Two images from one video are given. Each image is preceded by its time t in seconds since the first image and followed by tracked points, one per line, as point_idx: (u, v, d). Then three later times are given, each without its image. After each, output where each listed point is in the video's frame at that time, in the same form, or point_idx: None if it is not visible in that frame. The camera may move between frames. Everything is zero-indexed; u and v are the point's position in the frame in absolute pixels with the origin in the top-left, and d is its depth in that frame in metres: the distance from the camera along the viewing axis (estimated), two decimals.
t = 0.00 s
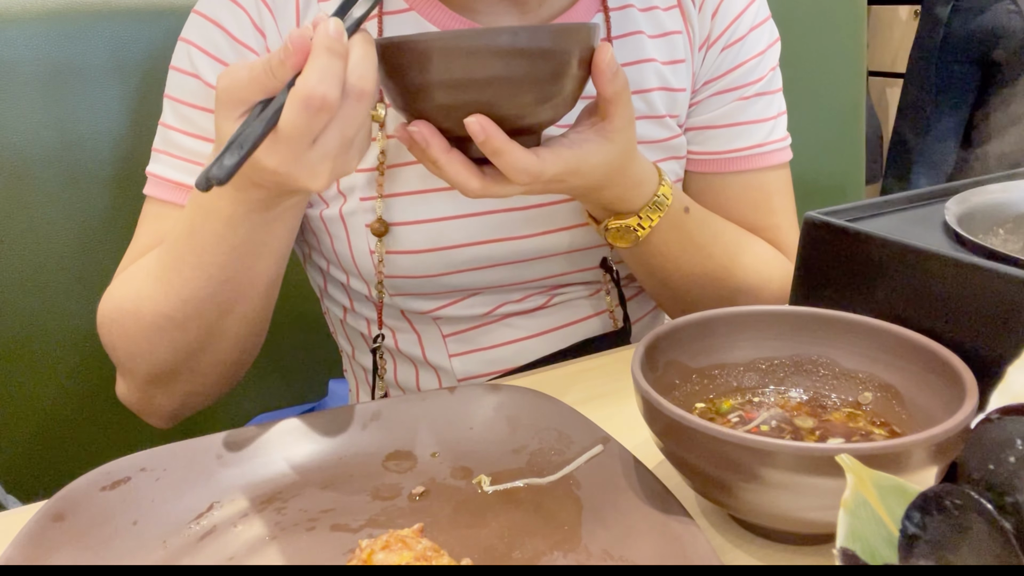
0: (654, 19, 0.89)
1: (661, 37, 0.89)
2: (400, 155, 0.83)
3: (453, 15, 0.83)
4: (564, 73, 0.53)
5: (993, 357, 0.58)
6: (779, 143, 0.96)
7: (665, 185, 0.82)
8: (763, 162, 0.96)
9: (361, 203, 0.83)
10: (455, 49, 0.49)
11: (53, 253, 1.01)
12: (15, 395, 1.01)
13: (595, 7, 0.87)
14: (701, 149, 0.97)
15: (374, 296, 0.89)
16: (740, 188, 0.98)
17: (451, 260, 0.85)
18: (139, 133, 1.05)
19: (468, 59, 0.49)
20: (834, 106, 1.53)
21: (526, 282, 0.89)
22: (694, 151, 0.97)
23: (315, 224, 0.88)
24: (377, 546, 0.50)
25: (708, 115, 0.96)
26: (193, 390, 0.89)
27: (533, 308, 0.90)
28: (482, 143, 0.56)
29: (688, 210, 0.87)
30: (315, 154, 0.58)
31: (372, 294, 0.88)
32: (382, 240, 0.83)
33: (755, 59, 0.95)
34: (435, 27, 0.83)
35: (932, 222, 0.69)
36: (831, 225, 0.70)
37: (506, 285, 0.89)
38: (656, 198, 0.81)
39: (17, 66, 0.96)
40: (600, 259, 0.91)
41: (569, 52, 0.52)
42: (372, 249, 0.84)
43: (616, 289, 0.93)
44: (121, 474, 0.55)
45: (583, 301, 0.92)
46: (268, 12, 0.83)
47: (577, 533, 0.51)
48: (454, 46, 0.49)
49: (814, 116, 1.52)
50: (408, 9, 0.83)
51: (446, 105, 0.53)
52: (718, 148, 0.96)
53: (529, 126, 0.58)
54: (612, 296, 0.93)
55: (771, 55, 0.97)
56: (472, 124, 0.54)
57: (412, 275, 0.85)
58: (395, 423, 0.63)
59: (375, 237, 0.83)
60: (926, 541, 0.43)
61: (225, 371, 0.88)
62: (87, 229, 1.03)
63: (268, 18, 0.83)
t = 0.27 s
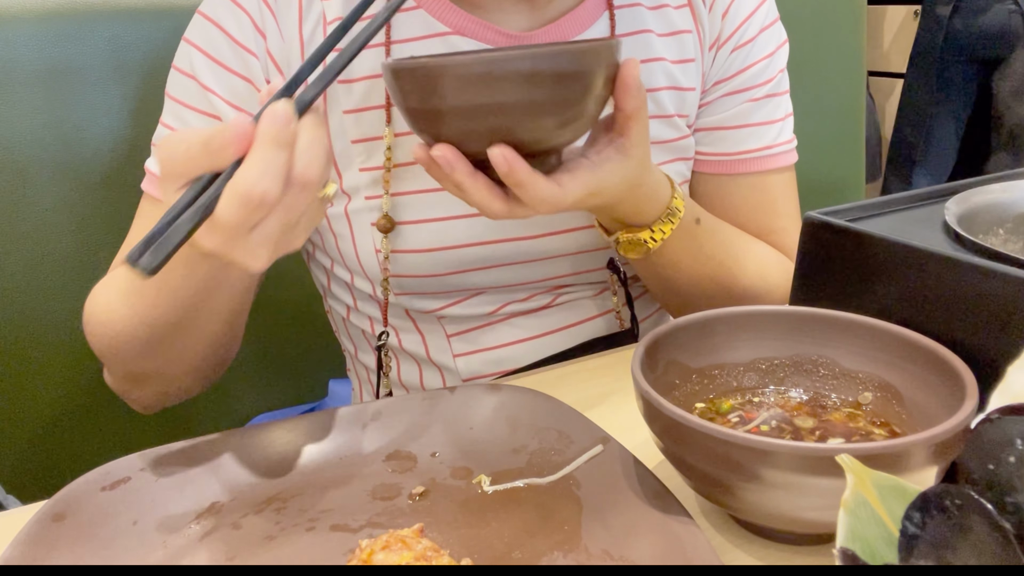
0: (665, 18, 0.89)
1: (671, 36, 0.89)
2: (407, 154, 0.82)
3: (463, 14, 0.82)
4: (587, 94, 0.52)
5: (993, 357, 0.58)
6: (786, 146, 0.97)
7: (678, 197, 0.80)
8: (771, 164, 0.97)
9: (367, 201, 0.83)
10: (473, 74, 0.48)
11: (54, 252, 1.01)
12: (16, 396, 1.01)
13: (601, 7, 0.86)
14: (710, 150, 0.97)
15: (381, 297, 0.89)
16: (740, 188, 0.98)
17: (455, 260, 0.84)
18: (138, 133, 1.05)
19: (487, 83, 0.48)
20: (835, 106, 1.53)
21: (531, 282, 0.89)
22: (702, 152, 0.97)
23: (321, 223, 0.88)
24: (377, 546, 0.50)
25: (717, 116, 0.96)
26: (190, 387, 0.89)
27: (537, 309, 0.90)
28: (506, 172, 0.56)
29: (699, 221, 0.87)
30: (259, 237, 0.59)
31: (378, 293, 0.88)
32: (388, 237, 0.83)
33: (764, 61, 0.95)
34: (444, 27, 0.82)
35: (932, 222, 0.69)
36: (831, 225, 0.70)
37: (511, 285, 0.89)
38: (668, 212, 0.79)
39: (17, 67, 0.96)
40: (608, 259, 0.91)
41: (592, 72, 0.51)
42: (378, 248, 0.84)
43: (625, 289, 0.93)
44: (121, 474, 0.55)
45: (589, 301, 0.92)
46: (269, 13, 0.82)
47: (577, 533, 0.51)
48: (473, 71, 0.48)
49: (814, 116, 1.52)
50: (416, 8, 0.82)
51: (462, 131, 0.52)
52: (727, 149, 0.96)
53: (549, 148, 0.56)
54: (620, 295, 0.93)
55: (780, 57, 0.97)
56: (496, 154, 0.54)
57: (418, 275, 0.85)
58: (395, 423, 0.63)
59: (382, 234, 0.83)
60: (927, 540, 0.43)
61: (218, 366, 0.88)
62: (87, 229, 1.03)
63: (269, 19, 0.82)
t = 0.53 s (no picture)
0: (671, 17, 0.89)
1: (676, 36, 0.89)
2: (407, 153, 0.82)
3: (467, 13, 0.82)
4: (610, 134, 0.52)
5: (994, 357, 0.58)
6: (791, 149, 0.98)
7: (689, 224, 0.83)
8: (776, 167, 0.98)
9: (366, 200, 0.83)
10: (495, 119, 0.49)
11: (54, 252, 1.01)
12: (16, 395, 1.01)
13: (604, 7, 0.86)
14: (717, 153, 0.97)
15: (382, 296, 0.89)
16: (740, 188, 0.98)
17: (456, 260, 0.84)
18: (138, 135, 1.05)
19: (511, 127, 0.49)
20: (835, 105, 1.53)
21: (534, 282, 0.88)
22: (710, 156, 0.97)
23: (321, 221, 0.89)
24: (377, 546, 0.50)
25: (724, 120, 0.96)
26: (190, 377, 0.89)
27: (539, 308, 0.90)
28: (539, 224, 0.56)
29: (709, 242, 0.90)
30: (160, 270, 0.57)
31: (379, 292, 0.88)
32: (390, 236, 0.83)
33: (769, 64, 0.96)
34: (447, 26, 0.81)
35: (931, 222, 0.69)
36: (831, 225, 0.70)
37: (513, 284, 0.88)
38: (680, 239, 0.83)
39: (17, 67, 0.96)
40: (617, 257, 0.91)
41: (617, 113, 0.51)
42: (378, 247, 0.84)
43: (631, 287, 0.93)
44: (121, 474, 0.56)
45: (592, 300, 0.92)
46: (265, 13, 0.82)
47: (578, 533, 0.51)
48: (496, 116, 0.49)
49: (815, 115, 1.52)
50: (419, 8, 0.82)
51: (482, 178, 0.53)
52: (735, 153, 0.96)
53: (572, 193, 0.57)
54: (627, 294, 0.93)
55: (786, 59, 0.97)
56: (530, 205, 0.55)
57: (419, 274, 0.85)
58: (395, 423, 0.63)
59: (382, 232, 0.83)
60: (927, 541, 0.42)
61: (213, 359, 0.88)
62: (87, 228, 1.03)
63: (263, 19, 0.82)
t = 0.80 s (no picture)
0: (675, 18, 0.88)
1: (680, 37, 0.89)
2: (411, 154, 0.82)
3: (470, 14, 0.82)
4: (615, 150, 0.54)
5: (993, 356, 0.58)
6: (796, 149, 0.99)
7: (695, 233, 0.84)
8: (782, 167, 0.98)
9: (369, 202, 0.83)
10: (501, 137, 0.51)
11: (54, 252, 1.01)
12: (16, 395, 1.01)
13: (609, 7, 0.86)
14: (721, 155, 0.97)
15: (385, 297, 0.89)
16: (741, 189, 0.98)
17: (459, 261, 0.84)
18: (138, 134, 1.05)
19: (517, 144, 0.51)
20: (836, 105, 1.53)
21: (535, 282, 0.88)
22: (715, 159, 0.98)
23: (322, 222, 0.89)
24: (377, 546, 0.50)
25: (729, 123, 0.96)
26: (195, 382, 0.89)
27: (540, 308, 0.90)
28: (539, 240, 0.59)
29: (714, 250, 0.92)
30: (149, 258, 0.57)
31: (380, 294, 0.88)
32: (395, 237, 0.83)
33: (773, 65, 0.96)
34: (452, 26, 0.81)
35: (931, 222, 0.69)
36: (831, 225, 0.70)
37: (515, 285, 0.88)
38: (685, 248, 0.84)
39: (16, 68, 0.96)
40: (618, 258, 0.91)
41: (622, 131, 0.53)
42: (381, 249, 0.84)
43: (633, 286, 0.93)
44: (121, 474, 0.56)
45: (593, 301, 0.92)
46: (265, 14, 0.82)
47: (578, 533, 0.51)
48: (504, 134, 0.51)
49: (815, 116, 1.52)
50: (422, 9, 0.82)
51: (488, 192, 0.55)
52: (741, 155, 0.96)
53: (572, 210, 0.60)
54: (628, 293, 0.94)
55: (789, 61, 0.97)
56: (531, 221, 0.57)
57: (421, 276, 0.85)
58: (395, 423, 0.63)
59: (387, 234, 0.83)
60: (926, 541, 0.43)
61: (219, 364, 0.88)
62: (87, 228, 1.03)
63: (264, 20, 0.82)
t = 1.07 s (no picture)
0: (675, 19, 0.88)
1: (682, 37, 0.89)
2: (423, 156, 0.82)
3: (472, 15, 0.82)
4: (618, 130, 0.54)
5: (994, 357, 0.58)
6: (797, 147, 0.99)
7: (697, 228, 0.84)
8: (785, 165, 0.98)
9: (373, 205, 0.83)
10: (501, 111, 0.50)
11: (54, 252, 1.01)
12: (17, 395, 1.02)
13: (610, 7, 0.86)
14: (723, 154, 0.97)
15: (390, 300, 0.88)
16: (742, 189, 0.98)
17: (465, 262, 0.84)
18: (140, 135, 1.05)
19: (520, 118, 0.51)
20: (836, 105, 1.53)
21: (538, 283, 0.89)
22: (717, 158, 0.98)
23: (324, 224, 0.89)
24: (377, 546, 0.50)
25: (731, 123, 0.96)
26: (196, 388, 0.88)
27: (542, 309, 0.90)
28: (534, 212, 0.58)
29: (716, 245, 0.91)
30: (162, 234, 0.57)
31: (383, 295, 0.88)
32: (402, 238, 0.83)
33: (774, 65, 0.96)
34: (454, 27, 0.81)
35: (932, 222, 0.69)
36: (831, 225, 0.70)
37: (516, 287, 0.88)
38: (689, 243, 0.83)
39: (16, 67, 0.96)
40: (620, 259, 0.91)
41: (626, 110, 0.53)
42: (387, 252, 0.84)
43: (636, 286, 0.93)
44: (121, 474, 0.56)
45: (595, 302, 0.92)
46: (267, 16, 0.82)
47: (577, 533, 0.51)
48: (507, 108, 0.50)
49: (815, 116, 1.52)
50: (424, 10, 0.81)
51: (493, 167, 0.55)
52: (743, 154, 0.96)
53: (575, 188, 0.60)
54: (631, 292, 0.94)
55: (789, 60, 0.97)
56: (525, 194, 0.56)
57: (426, 277, 0.85)
58: (395, 423, 0.63)
59: (394, 235, 0.83)
60: (926, 541, 0.43)
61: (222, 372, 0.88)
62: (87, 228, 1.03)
63: (267, 24, 0.82)
